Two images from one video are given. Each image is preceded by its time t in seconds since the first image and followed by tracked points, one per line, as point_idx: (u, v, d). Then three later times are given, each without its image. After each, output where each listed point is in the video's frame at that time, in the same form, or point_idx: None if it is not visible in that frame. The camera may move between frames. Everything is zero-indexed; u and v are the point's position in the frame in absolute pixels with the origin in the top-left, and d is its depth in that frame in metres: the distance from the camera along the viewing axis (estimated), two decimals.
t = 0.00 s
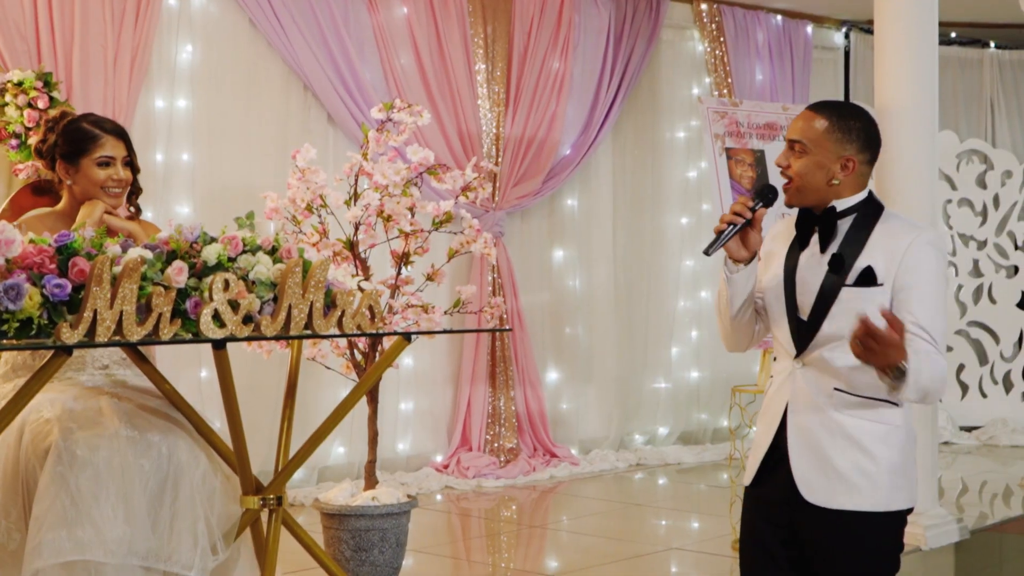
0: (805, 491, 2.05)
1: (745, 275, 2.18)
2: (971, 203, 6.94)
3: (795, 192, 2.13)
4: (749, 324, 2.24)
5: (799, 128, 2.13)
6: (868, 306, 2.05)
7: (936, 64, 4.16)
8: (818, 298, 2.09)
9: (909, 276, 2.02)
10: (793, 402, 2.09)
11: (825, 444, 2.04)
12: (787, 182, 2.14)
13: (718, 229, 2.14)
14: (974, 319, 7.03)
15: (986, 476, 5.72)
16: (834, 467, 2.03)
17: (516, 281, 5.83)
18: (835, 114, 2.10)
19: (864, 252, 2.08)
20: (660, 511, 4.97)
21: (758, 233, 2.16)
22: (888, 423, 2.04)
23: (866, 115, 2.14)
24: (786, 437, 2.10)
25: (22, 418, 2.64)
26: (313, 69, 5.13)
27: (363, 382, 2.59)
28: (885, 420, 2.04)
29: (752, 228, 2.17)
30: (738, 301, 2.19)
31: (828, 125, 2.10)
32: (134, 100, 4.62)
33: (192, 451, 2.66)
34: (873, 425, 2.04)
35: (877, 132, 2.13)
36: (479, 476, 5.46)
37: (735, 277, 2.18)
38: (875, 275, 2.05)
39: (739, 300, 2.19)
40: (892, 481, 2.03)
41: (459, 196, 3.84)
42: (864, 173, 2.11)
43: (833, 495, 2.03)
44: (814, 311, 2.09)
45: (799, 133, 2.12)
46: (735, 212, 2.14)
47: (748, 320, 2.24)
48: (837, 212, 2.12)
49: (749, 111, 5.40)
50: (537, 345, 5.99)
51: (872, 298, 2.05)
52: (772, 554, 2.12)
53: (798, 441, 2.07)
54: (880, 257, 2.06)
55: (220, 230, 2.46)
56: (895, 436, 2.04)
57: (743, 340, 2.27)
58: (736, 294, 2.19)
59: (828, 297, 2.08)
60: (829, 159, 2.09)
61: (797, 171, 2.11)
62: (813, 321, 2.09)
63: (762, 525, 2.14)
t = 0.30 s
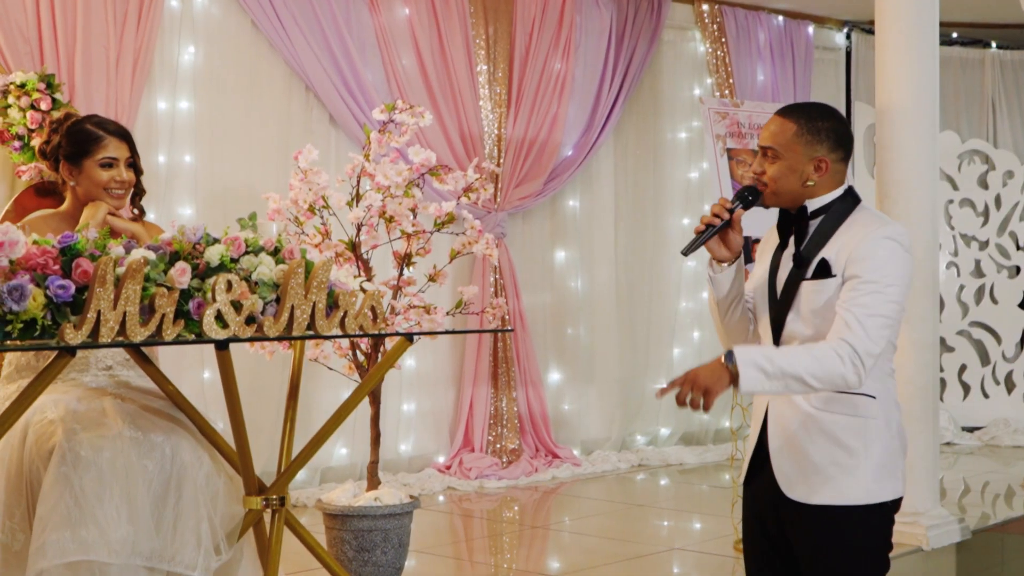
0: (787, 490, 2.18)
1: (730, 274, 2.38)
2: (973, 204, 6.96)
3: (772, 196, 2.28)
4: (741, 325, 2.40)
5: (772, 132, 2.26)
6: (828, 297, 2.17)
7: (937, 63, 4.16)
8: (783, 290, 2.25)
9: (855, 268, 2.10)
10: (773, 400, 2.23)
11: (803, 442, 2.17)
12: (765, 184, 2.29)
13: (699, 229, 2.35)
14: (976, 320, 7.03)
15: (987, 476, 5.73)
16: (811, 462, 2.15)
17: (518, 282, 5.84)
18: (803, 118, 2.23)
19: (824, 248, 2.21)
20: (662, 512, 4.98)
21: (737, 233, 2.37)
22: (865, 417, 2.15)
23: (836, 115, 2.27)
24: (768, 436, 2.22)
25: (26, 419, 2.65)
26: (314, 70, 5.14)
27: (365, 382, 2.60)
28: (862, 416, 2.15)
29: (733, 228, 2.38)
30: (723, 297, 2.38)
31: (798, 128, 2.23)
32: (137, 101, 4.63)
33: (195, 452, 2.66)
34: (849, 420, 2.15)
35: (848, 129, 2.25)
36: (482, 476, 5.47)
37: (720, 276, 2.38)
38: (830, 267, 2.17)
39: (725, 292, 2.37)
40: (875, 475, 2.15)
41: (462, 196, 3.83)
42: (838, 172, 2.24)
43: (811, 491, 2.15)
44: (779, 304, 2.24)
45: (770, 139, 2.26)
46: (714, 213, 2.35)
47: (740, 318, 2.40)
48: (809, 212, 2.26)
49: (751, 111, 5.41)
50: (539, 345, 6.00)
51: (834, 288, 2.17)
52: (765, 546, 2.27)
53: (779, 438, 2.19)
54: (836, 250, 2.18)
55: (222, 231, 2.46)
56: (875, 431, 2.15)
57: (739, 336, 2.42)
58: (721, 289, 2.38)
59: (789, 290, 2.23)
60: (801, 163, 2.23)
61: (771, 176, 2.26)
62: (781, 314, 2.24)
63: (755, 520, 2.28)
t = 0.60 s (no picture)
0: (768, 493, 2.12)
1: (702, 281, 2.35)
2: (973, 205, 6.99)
3: (739, 201, 2.26)
4: (719, 330, 2.38)
5: (738, 137, 2.25)
6: (804, 310, 2.11)
7: (936, 66, 4.17)
8: (756, 302, 2.19)
9: (835, 279, 2.06)
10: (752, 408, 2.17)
11: (779, 445, 2.10)
12: (731, 191, 2.27)
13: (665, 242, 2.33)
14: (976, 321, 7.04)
15: (987, 478, 5.73)
16: (790, 468, 2.09)
17: (519, 283, 5.85)
18: (766, 122, 2.22)
19: (794, 257, 2.15)
20: (662, 513, 4.99)
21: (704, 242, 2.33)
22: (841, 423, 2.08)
23: (800, 119, 2.25)
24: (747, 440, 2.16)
25: (30, 419, 2.66)
26: (316, 72, 5.16)
27: (368, 384, 2.62)
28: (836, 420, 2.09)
29: (699, 237, 2.35)
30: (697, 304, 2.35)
31: (761, 133, 2.22)
32: (139, 104, 4.64)
33: (198, 453, 2.68)
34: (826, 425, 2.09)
35: (812, 133, 2.24)
36: (482, 478, 5.48)
37: (691, 285, 2.35)
38: (803, 279, 2.11)
39: (699, 300, 2.35)
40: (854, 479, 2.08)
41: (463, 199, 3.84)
42: (802, 175, 2.22)
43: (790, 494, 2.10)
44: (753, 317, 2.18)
45: (734, 143, 2.26)
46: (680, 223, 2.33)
47: (717, 323, 2.38)
48: (776, 218, 2.23)
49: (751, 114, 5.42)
50: (539, 347, 6.02)
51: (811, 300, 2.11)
52: (750, 551, 2.21)
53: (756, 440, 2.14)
54: (807, 260, 2.13)
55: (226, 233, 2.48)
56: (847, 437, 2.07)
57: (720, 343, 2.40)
58: (695, 297, 2.35)
59: (763, 303, 2.17)
60: (766, 165, 2.21)
61: (738, 180, 2.24)
62: (756, 326, 2.18)
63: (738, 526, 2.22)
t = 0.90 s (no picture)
0: (773, 493, 2.11)
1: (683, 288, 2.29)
2: (972, 206, 7.02)
3: (727, 204, 2.26)
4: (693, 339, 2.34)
5: (724, 140, 2.25)
6: (820, 306, 2.14)
7: (936, 69, 4.20)
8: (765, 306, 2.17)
9: (848, 271, 2.13)
10: (752, 409, 2.17)
11: (784, 443, 2.10)
12: (719, 194, 2.27)
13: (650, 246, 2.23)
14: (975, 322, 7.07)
15: (986, 478, 5.75)
16: (795, 466, 2.09)
17: (518, 285, 5.88)
18: (756, 126, 2.24)
19: (804, 254, 2.19)
20: (661, 513, 5.02)
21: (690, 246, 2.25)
22: (842, 419, 2.11)
23: (784, 124, 2.28)
24: (749, 439, 2.16)
25: (37, 419, 2.69)
26: (317, 74, 5.18)
27: (370, 386, 2.64)
28: (835, 416, 2.11)
29: (684, 241, 2.26)
30: (676, 312, 2.29)
31: (752, 135, 2.23)
32: (142, 106, 4.66)
33: (203, 452, 2.71)
34: (826, 421, 2.11)
35: (797, 139, 2.27)
36: (483, 478, 5.51)
37: (673, 292, 2.29)
38: (819, 274, 2.15)
39: (679, 310, 2.29)
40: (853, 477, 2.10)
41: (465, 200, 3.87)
42: (789, 178, 2.24)
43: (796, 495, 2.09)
44: (763, 318, 2.17)
45: (721, 146, 2.26)
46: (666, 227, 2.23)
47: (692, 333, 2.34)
48: (770, 219, 2.24)
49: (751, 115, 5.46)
50: (538, 347, 6.04)
51: (823, 297, 2.14)
52: (746, 557, 2.18)
53: (759, 439, 2.14)
54: (820, 256, 2.17)
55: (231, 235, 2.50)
56: (848, 432, 2.11)
57: (688, 355, 2.36)
58: (675, 306, 2.29)
59: (776, 301, 2.16)
60: (756, 168, 2.22)
61: (727, 183, 2.24)
62: (766, 327, 2.16)
63: (736, 532, 2.20)
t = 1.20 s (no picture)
0: (770, 486, 2.14)
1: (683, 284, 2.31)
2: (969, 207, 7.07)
3: (726, 203, 2.29)
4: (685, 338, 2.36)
5: (723, 141, 2.28)
6: (818, 304, 2.19)
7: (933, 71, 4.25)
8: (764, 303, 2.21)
9: (846, 268, 2.18)
10: (746, 401, 2.20)
11: (781, 437, 2.15)
12: (719, 192, 2.30)
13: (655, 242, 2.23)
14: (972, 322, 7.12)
15: (983, 476, 5.80)
16: (793, 459, 2.13)
17: (520, 286, 5.92)
18: (757, 127, 2.27)
19: (801, 250, 2.23)
20: (662, 511, 5.06)
21: (693, 242, 2.24)
22: (836, 412, 2.16)
23: (780, 125, 2.32)
24: (745, 433, 2.19)
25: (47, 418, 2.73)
26: (320, 77, 5.23)
27: (374, 387, 2.68)
28: (828, 409, 2.16)
29: (688, 237, 2.25)
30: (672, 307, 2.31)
31: (753, 136, 2.26)
32: (146, 108, 4.71)
33: (211, 450, 2.76)
34: (821, 414, 2.16)
35: (794, 140, 2.31)
36: (484, 476, 5.55)
37: (673, 287, 2.31)
38: (817, 270, 2.20)
39: (676, 305, 2.31)
40: (847, 469, 2.15)
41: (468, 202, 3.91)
42: (787, 179, 2.28)
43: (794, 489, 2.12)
44: (761, 314, 2.21)
45: (724, 145, 2.28)
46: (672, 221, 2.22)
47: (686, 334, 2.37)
48: (767, 217, 2.27)
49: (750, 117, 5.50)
50: (539, 347, 6.08)
51: (820, 295, 2.19)
52: (740, 553, 2.22)
53: (755, 432, 2.17)
54: (818, 252, 2.22)
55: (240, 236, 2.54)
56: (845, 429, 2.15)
57: (674, 353, 2.38)
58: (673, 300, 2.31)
59: (775, 298, 2.21)
60: (756, 168, 2.25)
61: (727, 181, 2.27)
62: (764, 322, 2.20)
63: (731, 527, 2.23)
